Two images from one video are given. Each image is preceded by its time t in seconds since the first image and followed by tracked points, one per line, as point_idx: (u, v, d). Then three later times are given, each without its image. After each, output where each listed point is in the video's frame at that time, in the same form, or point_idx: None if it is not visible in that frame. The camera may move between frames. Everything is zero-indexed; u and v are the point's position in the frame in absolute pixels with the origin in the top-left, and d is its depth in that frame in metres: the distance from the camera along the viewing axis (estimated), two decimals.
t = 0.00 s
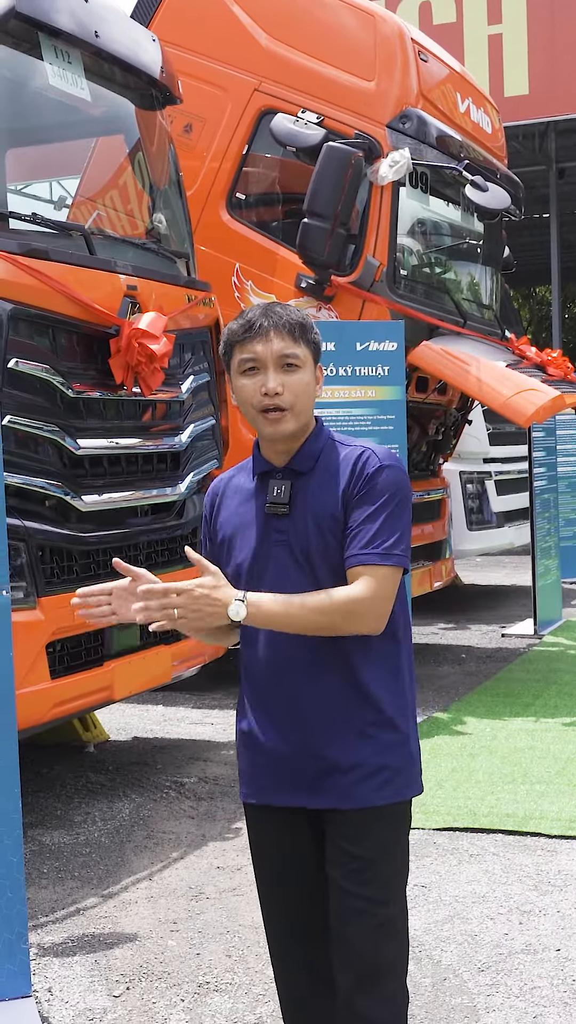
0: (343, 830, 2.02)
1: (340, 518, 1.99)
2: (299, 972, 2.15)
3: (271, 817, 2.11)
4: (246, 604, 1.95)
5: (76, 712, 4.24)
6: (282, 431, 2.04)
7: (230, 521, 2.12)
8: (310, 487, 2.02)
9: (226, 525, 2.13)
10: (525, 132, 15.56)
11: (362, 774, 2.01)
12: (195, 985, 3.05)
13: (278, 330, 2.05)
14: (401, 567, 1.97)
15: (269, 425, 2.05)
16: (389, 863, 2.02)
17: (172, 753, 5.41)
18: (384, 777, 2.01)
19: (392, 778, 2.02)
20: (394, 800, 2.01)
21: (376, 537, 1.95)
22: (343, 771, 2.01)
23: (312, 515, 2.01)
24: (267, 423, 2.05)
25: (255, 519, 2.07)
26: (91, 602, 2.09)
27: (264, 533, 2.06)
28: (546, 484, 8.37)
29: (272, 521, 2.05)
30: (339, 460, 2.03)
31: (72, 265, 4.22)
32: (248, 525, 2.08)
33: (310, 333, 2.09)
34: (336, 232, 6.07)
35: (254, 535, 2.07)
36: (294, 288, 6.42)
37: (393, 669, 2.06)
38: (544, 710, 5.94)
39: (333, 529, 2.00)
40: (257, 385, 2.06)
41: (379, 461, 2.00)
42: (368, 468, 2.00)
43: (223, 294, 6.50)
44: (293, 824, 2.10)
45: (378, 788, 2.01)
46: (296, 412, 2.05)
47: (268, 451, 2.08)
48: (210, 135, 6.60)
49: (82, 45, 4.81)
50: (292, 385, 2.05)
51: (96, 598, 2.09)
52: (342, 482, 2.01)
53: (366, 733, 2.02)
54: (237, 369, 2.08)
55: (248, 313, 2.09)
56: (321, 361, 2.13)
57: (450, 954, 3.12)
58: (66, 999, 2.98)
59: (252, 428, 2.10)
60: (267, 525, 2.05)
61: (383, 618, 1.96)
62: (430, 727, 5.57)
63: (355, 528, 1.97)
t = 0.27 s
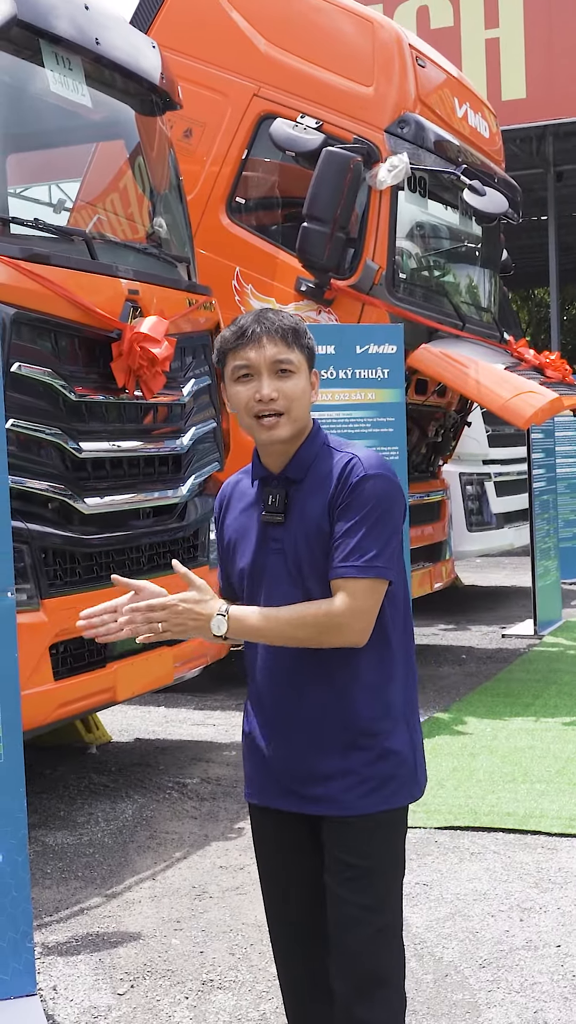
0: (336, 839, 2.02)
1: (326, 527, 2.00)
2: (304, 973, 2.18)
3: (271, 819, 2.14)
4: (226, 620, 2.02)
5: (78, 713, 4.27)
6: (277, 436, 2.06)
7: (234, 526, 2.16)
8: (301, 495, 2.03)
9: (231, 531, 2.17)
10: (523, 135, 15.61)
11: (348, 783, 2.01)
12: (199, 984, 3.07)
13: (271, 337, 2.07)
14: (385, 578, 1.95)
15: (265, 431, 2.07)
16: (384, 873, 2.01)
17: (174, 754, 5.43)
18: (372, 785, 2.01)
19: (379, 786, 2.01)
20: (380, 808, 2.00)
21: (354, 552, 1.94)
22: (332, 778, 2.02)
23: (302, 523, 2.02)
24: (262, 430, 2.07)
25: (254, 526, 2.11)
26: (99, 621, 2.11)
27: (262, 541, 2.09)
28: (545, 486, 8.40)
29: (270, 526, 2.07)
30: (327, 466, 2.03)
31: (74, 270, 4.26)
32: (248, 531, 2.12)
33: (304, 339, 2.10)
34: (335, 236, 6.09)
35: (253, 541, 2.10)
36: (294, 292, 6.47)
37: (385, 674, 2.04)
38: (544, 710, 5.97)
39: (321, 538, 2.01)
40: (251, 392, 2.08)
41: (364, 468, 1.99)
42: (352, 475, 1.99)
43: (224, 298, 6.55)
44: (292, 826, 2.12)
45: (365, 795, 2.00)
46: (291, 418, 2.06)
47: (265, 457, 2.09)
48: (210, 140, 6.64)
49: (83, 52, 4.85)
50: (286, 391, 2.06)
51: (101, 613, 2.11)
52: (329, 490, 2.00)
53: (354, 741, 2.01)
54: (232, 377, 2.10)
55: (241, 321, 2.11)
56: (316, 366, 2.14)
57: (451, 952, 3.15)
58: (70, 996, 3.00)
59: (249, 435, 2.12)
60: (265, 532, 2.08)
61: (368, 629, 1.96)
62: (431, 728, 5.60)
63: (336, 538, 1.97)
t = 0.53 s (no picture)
0: (342, 851, 2.02)
1: (323, 542, 1.99)
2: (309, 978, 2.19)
3: (277, 829, 2.15)
4: (230, 651, 2.00)
5: (80, 717, 4.30)
6: (277, 445, 2.03)
7: (234, 536, 2.15)
8: (298, 507, 2.02)
9: (231, 541, 2.16)
10: (516, 141, 15.68)
11: (351, 795, 2.01)
12: (203, 984, 3.10)
13: (273, 345, 2.06)
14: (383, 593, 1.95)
15: (264, 440, 2.04)
16: (388, 882, 2.02)
17: (174, 758, 5.46)
18: (374, 794, 2.01)
19: (381, 796, 2.01)
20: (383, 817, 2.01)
21: (352, 571, 1.94)
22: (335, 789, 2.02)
23: (299, 537, 2.01)
24: (262, 438, 2.04)
25: (254, 538, 2.09)
26: (115, 661, 2.12)
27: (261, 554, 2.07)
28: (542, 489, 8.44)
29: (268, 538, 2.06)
30: (322, 476, 2.01)
31: (73, 277, 4.29)
32: (247, 542, 2.11)
33: (304, 347, 2.09)
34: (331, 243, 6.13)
35: (252, 553, 2.09)
36: (291, 297, 6.50)
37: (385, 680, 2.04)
38: (542, 712, 6.01)
39: (317, 553, 1.99)
40: (251, 400, 2.05)
41: (359, 479, 1.97)
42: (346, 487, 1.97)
43: (222, 305, 6.59)
44: (299, 836, 2.13)
45: (368, 806, 2.01)
46: (291, 426, 2.04)
47: (263, 466, 2.07)
48: (206, 148, 6.68)
49: (81, 62, 4.88)
50: (287, 400, 2.05)
51: (116, 651, 2.12)
52: (324, 503, 1.99)
53: (356, 751, 2.01)
54: (231, 384, 2.08)
55: (241, 329, 2.09)
56: (313, 376, 2.13)
57: (452, 952, 3.18)
58: (75, 997, 3.03)
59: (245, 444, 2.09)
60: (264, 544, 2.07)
61: (369, 643, 1.96)
62: (430, 730, 5.63)
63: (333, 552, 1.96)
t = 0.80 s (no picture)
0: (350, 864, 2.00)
1: (339, 540, 1.94)
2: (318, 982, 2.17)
3: (285, 835, 2.12)
4: (252, 659, 1.96)
5: (79, 720, 4.34)
6: (300, 442, 1.99)
7: (243, 536, 2.11)
8: (316, 505, 1.98)
9: (240, 541, 2.12)
10: (505, 147, 15.77)
11: (361, 807, 1.98)
12: (207, 986, 3.13)
13: (300, 341, 2.02)
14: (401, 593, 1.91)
15: (287, 437, 2.00)
16: (397, 891, 1.99)
17: (173, 763, 5.49)
18: (382, 808, 1.97)
19: (390, 808, 1.97)
20: (391, 832, 1.97)
21: (371, 568, 1.89)
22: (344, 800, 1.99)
23: (315, 536, 1.97)
24: (285, 436, 2.00)
25: (266, 538, 2.05)
26: (146, 690, 2.06)
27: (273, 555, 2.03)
28: (534, 494, 8.49)
29: (280, 538, 2.02)
30: (339, 474, 1.97)
31: (70, 285, 4.31)
32: (259, 543, 2.07)
33: (328, 345, 2.06)
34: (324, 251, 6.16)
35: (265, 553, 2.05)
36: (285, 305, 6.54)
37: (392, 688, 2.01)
38: (538, 716, 6.05)
39: (333, 552, 1.95)
40: (276, 397, 2.01)
41: (377, 476, 1.93)
42: (364, 484, 1.93)
43: (216, 312, 6.63)
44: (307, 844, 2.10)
45: (377, 819, 1.97)
46: (315, 425, 2.01)
47: (283, 464, 2.03)
48: (200, 157, 6.73)
49: (77, 72, 4.91)
50: (312, 398, 2.01)
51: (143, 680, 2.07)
52: (341, 502, 1.95)
53: (364, 761, 1.99)
54: (255, 379, 2.04)
55: (265, 323, 2.05)
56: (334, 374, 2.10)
57: (453, 953, 3.21)
58: (81, 998, 3.06)
59: (265, 441, 2.05)
60: (276, 545, 2.02)
61: (389, 643, 1.91)
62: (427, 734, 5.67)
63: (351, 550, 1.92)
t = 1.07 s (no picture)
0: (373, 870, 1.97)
1: (377, 541, 1.96)
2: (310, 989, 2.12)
3: (289, 835, 2.07)
4: (275, 658, 1.95)
5: (80, 727, 4.37)
6: (337, 442, 2.02)
7: (265, 534, 2.12)
8: (351, 506, 2.00)
9: (261, 539, 2.12)
10: (493, 154, 15.85)
11: (386, 814, 1.95)
12: (211, 987, 3.16)
13: (339, 339, 2.04)
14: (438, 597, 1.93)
15: (323, 435, 2.02)
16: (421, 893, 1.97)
17: (170, 768, 5.51)
18: (406, 815, 1.95)
19: (416, 816, 1.96)
20: (416, 842, 1.95)
21: (411, 568, 1.91)
22: (369, 806, 1.97)
23: (350, 537, 1.98)
24: (321, 433, 2.03)
25: (293, 537, 2.06)
26: (163, 682, 2.02)
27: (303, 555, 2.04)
28: (526, 500, 8.54)
29: (311, 538, 2.02)
30: (377, 477, 1.99)
31: (69, 292, 4.35)
32: (285, 541, 2.08)
33: (367, 345, 2.08)
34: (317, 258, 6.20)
35: (292, 551, 2.06)
36: (279, 312, 6.59)
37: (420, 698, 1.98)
38: (532, 720, 6.09)
39: (369, 553, 1.96)
40: (313, 394, 2.03)
41: (418, 480, 1.96)
42: (405, 486, 1.96)
43: (211, 320, 6.68)
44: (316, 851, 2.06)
45: (401, 828, 1.95)
46: (351, 424, 2.03)
47: (316, 462, 2.05)
48: (193, 165, 6.79)
49: (74, 81, 4.95)
50: (349, 396, 2.03)
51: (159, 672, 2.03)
52: (378, 503, 1.97)
53: (390, 767, 1.96)
54: (292, 376, 2.06)
55: (305, 320, 2.07)
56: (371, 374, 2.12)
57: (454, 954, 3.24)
58: (86, 1000, 3.09)
59: (299, 439, 2.07)
60: (306, 545, 2.03)
61: (420, 650, 1.92)
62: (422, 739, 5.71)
63: (388, 551, 1.94)
